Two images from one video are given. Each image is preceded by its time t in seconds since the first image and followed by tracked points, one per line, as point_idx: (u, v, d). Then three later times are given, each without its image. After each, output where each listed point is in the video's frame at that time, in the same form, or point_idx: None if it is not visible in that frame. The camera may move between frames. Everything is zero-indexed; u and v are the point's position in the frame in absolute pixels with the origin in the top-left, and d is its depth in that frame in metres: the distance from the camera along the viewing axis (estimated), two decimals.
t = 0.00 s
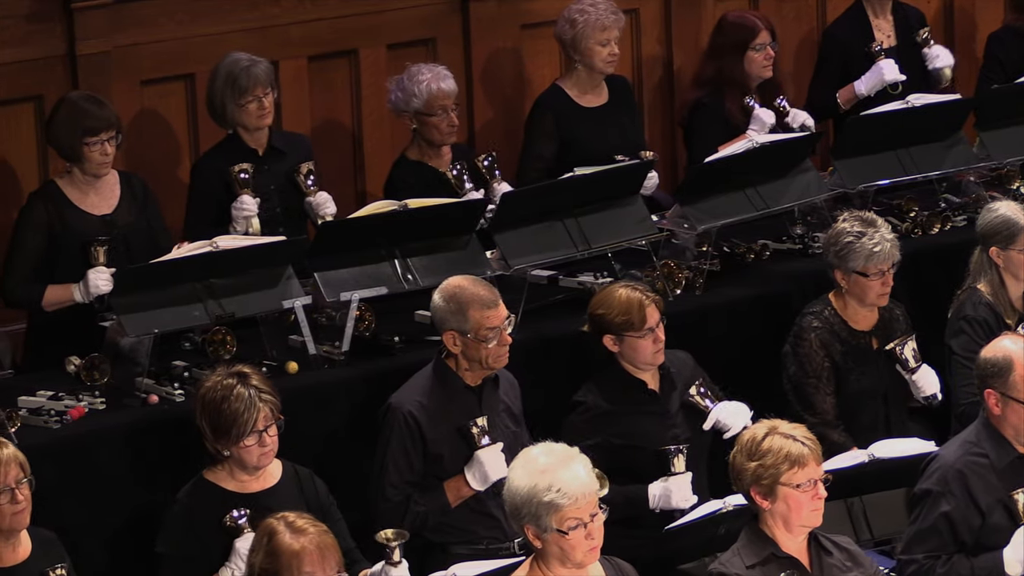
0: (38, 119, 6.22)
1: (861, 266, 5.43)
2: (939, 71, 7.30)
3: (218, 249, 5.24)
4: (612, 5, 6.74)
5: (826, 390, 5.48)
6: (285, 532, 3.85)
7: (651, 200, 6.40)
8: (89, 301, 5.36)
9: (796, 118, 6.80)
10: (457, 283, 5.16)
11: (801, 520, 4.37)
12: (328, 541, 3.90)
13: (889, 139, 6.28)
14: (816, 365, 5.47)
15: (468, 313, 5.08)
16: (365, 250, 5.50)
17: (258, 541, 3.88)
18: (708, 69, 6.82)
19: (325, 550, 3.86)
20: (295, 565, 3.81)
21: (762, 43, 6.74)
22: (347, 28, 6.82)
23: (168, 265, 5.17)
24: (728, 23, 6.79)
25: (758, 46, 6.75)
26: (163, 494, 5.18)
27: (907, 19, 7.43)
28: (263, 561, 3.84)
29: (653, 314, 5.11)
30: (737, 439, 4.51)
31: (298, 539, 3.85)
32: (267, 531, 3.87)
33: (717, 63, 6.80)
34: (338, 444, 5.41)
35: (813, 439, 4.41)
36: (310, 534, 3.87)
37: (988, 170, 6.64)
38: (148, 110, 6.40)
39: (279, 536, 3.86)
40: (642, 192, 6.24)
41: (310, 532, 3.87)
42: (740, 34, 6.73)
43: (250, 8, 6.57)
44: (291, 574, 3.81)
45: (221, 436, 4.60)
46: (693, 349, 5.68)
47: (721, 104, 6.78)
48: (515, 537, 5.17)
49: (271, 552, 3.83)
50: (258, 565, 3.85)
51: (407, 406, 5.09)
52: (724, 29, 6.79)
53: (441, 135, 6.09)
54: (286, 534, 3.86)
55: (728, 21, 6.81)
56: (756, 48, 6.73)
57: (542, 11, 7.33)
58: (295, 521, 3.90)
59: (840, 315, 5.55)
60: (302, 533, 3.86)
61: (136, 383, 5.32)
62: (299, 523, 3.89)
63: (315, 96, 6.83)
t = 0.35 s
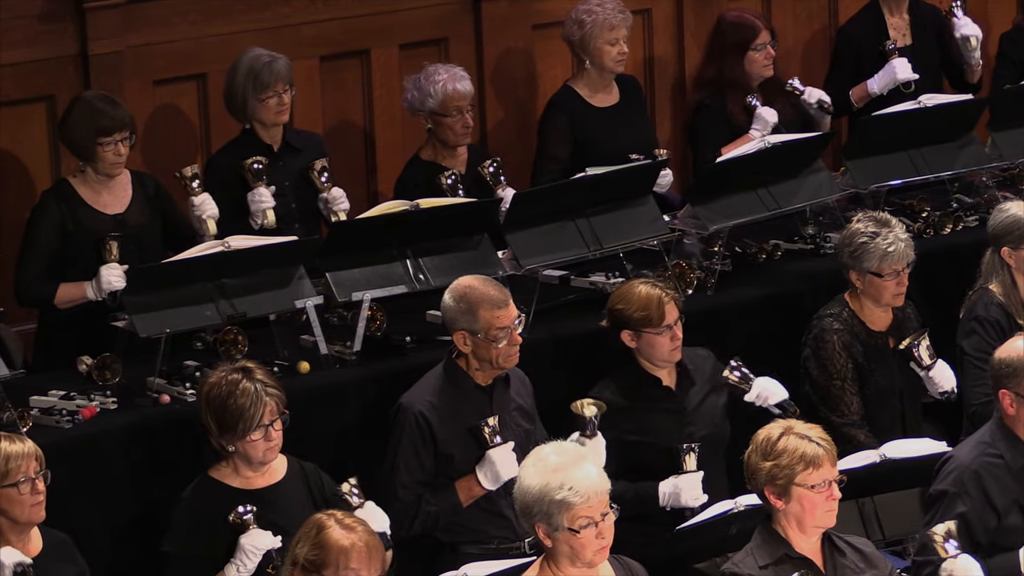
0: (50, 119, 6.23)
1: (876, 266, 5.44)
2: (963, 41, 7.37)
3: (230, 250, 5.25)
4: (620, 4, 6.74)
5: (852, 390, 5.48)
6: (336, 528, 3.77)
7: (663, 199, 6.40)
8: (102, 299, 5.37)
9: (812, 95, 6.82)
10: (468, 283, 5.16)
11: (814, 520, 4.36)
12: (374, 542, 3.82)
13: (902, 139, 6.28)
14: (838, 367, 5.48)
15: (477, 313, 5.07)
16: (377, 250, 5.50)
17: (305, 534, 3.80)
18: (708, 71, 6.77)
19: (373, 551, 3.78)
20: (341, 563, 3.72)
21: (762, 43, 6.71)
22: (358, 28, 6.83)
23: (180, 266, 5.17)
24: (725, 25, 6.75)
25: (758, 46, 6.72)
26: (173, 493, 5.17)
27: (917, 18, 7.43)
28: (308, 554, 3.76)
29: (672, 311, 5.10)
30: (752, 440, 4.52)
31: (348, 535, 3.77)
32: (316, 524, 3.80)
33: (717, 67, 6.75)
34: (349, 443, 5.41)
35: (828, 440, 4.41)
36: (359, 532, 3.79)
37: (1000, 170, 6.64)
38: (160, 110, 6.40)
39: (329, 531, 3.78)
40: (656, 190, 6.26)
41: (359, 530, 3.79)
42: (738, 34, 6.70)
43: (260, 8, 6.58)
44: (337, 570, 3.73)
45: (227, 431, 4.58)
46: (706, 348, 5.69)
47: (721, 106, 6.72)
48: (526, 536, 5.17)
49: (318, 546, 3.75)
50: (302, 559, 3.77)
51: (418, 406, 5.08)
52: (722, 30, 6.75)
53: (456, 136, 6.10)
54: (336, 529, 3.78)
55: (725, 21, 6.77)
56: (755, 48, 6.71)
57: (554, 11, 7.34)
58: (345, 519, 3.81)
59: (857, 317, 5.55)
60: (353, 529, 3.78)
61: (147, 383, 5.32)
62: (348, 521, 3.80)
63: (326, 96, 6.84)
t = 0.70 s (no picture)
0: (54, 118, 6.23)
1: (882, 267, 5.43)
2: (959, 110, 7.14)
3: (233, 250, 5.26)
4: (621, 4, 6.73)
5: (859, 390, 5.48)
6: (385, 539, 3.59)
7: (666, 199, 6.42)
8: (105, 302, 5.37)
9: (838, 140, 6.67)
10: (472, 284, 5.16)
11: (820, 523, 4.38)
12: (423, 559, 3.62)
13: (905, 140, 6.29)
14: (846, 368, 5.48)
15: (483, 314, 5.07)
16: (380, 250, 5.51)
17: (354, 542, 3.62)
18: (702, 81, 6.75)
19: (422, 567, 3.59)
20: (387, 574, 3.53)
21: (762, 51, 6.67)
22: (362, 28, 6.83)
23: (185, 266, 5.18)
24: (724, 33, 6.71)
25: (758, 53, 6.68)
26: (177, 493, 5.16)
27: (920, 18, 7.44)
28: (354, 562, 3.57)
29: (684, 308, 5.11)
30: (756, 442, 4.52)
31: (397, 547, 3.58)
32: (364, 534, 3.61)
33: (714, 74, 6.73)
34: (354, 442, 5.41)
35: (834, 443, 4.42)
36: (407, 545, 3.60)
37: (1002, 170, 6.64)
38: (163, 110, 6.41)
39: (377, 541, 3.60)
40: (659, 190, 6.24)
41: (408, 545, 3.60)
42: (739, 40, 6.67)
43: (264, 8, 6.59)
44: None
45: (241, 426, 4.58)
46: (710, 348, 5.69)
47: (718, 109, 6.70)
48: (530, 537, 5.18)
49: (365, 555, 3.57)
50: (347, 568, 3.58)
51: (423, 406, 5.08)
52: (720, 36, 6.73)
53: (462, 138, 6.10)
54: (385, 541, 3.59)
55: (724, 28, 6.74)
56: (755, 56, 6.67)
57: (557, 11, 7.34)
58: (394, 531, 3.63)
59: (861, 317, 5.54)
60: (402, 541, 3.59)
61: (151, 383, 5.32)
62: (397, 535, 3.61)
63: (329, 96, 6.84)
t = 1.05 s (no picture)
0: (60, 118, 6.23)
1: (884, 267, 5.43)
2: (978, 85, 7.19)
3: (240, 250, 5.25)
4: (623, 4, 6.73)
5: (847, 391, 5.50)
6: (433, 546, 3.57)
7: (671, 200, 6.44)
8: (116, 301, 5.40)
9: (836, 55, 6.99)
10: (481, 283, 5.18)
11: (827, 524, 4.39)
12: (470, 567, 3.61)
13: (911, 140, 6.29)
14: (836, 367, 5.48)
15: (493, 313, 5.08)
16: (385, 251, 5.50)
17: (401, 545, 3.61)
18: (710, 78, 6.74)
19: None
20: None
21: (769, 53, 6.67)
22: (367, 28, 6.83)
23: (191, 265, 5.17)
24: (731, 33, 6.70)
25: (765, 55, 6.68)
26: (181, 494, 5.18)
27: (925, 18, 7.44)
28: (401, 567, 3.57)
29: (700, 307, 5.12)
30: (764, 442, 4.53)
31: (446, 556, 3.57)
32: (412, 539, 3.60)
33: (720, 75, 6.72)
34: (361, 443, 5.41)
35: (841, 444, 4.43)
36: (455, 554, 3.58)
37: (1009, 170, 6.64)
38: (169, 110, 6.41)
39: (425, 547, 3.58)
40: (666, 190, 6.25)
41: (456, 553, 3.59)
42: (749, 42, 6.65)
43: (271, 8, 6.59)
44: None
45: (258, 419, 4.64)
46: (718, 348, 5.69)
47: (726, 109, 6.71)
48: (539, 536, 5.21)
49: (413, 561, 3.56)
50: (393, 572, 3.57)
51: (431, 407, 5.08)
52: (726, 38, 6.71)
53: (473, 142, 6.11)
54: (433, 548, 3.57)
55: (731, 29, 6.73)
56: (761, 58, 6.66)
57: (563, 11, 7.34)
58: (441, 538, 3.61)
59: (860, 317, 5.54)
60: (451, 550, 3.58)
61: (157, 382, 5.32)
62: (446, 543, 3.60)
63: (336, 96, 6.84)
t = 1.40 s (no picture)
0: (68, 118, 6.23)
1: (887, 266, 5.43)
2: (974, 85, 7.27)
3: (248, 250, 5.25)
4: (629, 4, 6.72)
5: (843, 391, 5.50)
6: (473, 558, 3.59)
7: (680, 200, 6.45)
8: (122, 300, 5.41)
9: (822, 93, 6.82)
10: (494, 284, 5.18)
11: (836, 524, 4.39)
12: None
13: (920, 140, 6.29)
14: (834, 367, 5.48)
15: (506, 314, 5.09)
16: (392, 250, 5.50)
17: (440, 554, 3.63)
18: (714, 82, 6.75)
19: None
20: None
21: (773, 50, 6.69)
22: (375, 28, 6.83)
23: (199, 265, 5.18)
24: (734, 32, 6.72)
25: (768, 53, 6.70)
26: (196, 492, 5.19)
27: (932, 19, 7.44)
28: None
29: (716, 309, 5.11)
30: (772, 442, 4.52)
31: (485, 567, 3.59)
32: (452, 549, 3.61)
33: (726, 76, 6.73)
34: (369, 443, 5.42)
35: (850, 444, 4.43)
36: (495, 566, 3.61)
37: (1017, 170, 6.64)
38: (177, 110, 6.41)
39: (466, 558, 3.60)
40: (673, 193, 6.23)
41: (496, 566, 3.61)
42: (750, 40, 6.67)
43: (279, 8, 6.59)
44: None
45: (276, 417, 4.67)
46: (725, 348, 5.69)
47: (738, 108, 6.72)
48: (545, 536, 5.22)
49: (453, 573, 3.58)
50: None
51: (439, 405, 5.09)
52: (729, 37, 6.73)
53: (482, 146, 6.10)
54: (473, 559, 3.59)
55: (733, 29, 6.74)
56: (766, 55, 6.69)
57: (571, 12, 7.34)
58: (482, 550, 3.62)
59: (863, 316, 5.54)
60: (492, 563, 3.60)
61: (164, 382, 5.33)
62: (488, 557, 3.61)
63: (344, 96, 6.84)
